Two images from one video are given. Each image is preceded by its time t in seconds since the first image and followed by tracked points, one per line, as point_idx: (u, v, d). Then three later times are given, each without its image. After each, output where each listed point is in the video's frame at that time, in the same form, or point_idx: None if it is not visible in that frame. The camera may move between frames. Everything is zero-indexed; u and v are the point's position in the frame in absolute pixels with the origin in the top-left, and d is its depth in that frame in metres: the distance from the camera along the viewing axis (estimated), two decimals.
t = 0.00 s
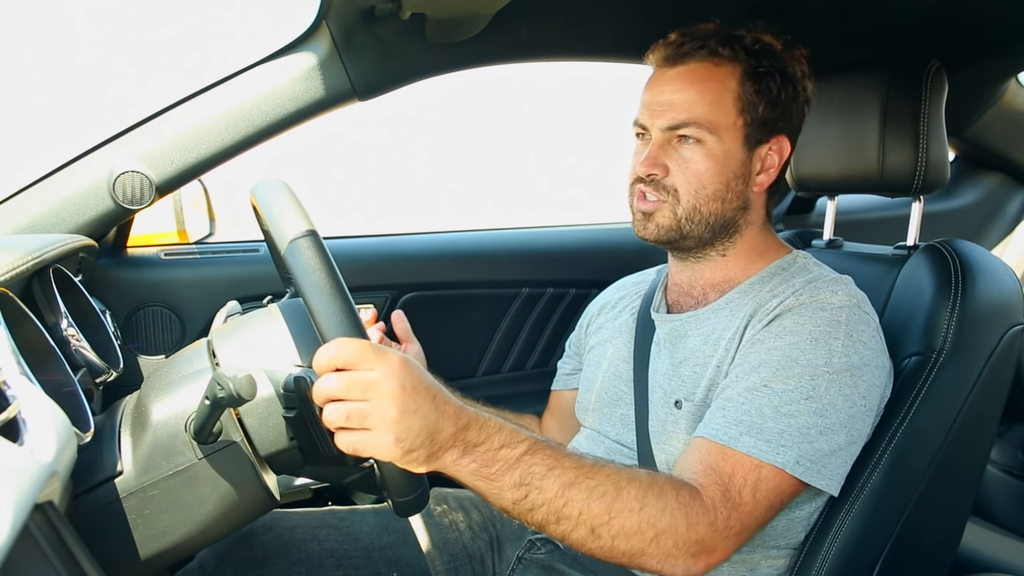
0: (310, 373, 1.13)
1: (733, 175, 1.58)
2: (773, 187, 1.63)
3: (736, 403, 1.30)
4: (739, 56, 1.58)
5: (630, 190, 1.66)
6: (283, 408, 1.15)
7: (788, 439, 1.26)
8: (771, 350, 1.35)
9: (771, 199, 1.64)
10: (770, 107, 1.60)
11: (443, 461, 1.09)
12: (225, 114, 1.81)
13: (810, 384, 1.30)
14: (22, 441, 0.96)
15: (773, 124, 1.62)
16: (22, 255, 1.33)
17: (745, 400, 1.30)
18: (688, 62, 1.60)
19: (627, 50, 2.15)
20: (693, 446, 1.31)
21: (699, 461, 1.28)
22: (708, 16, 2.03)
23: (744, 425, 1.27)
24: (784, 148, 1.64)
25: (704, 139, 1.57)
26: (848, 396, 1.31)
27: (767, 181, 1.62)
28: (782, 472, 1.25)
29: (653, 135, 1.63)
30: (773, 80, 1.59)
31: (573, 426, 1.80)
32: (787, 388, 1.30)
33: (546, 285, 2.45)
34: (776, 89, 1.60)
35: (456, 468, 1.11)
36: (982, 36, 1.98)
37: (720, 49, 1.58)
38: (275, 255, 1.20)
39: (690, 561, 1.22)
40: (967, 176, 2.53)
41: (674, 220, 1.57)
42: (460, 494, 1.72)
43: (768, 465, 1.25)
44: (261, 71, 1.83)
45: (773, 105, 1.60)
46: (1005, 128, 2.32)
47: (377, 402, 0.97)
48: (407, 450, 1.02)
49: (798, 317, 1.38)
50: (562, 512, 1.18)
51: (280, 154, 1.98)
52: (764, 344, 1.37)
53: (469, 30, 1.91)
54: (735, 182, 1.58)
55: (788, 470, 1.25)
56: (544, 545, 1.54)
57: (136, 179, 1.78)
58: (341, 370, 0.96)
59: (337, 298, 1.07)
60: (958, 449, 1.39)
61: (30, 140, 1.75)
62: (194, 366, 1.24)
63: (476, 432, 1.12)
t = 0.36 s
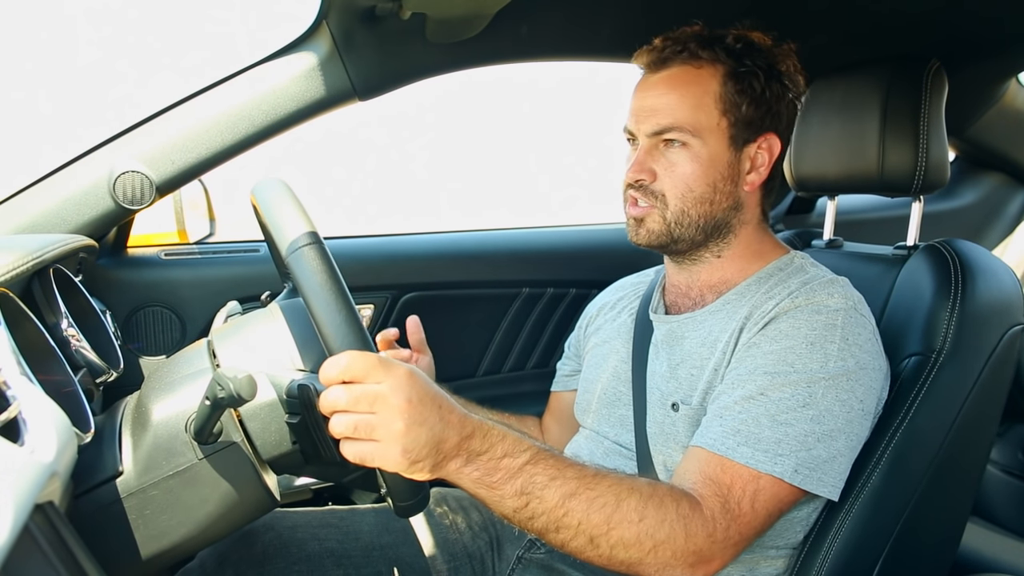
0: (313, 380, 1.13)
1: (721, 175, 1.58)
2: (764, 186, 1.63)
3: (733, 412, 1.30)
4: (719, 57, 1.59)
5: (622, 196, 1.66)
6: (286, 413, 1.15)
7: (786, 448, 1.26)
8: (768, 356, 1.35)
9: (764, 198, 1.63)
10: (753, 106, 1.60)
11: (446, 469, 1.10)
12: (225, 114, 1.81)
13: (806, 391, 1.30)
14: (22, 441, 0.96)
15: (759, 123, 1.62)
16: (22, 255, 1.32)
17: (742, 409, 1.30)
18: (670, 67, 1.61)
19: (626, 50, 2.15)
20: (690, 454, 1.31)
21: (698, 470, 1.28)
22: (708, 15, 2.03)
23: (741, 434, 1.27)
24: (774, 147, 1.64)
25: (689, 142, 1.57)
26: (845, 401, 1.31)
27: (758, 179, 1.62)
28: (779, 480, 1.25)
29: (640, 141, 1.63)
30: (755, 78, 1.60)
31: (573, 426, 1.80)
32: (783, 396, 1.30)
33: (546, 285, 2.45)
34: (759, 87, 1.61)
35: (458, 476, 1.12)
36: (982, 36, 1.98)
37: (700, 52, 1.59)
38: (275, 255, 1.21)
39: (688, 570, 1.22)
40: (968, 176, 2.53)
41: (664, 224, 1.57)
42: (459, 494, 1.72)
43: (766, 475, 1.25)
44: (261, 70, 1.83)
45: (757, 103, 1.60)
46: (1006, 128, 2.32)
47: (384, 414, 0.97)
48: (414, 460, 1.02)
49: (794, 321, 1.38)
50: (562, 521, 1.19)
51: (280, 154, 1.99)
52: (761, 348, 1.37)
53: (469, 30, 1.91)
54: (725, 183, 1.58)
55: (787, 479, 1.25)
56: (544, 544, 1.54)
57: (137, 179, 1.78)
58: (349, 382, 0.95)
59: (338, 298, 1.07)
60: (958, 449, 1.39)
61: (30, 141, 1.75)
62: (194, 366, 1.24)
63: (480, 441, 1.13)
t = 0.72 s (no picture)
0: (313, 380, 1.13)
1: (709, 169, 1.60)
2: (755, 182, 1.63)
3: (729, 412, 1.30)
4: (708, 55, 1.62)
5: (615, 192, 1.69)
6: (287, 413, 1.15)
7: (782, 447, 1.26)
8: (763, 355, 1.35)
9: (759, 198, 1.64)
10: (741, 102, 1.62)
11: (447, 469, 1.10)
12: (225, 114, 1.81)
13: (801, 390, 1.30)
14: (24, 440, 0.96)
15: (748, 119, 1.63)
16: (23, 254, 1.30)
17: (738, 408, 1.30)
18: (661, 64, 1.66)
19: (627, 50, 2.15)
20: (687, 454, 1.31)
21: (697, 470, 1.28)
22: (708, 15, 2.03)
23: (737, 434, 1.27)
24: (763, 143, 1.65)
25: (677, 136, 1.60)
26: (840, 399, 1.31)
27: (747, 175, 1.62)
28: (776, 479, 1.25)
29: (631, 136, 1.67)
30: (743, 75, 1.63)
31: (574, 424, 1.80)
32: (778, 395, 1.30)
33: (547, 285, 2.45)
34: (748, 84, 1.63)
35: (459, 476, 1.12)
36: (982, 36, 1.98)
37: (689, 50, 1.63)
38: (276, 255, 1.21)
39: (687, 569, 1.22)
40: (969, 176, 2.53)
41: (652, 215, 1.59)
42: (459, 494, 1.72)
43: (762, 474, 1.25)
44: (262, 70, 1.83)
45: (745, 99, 1.63)
46: (1006, 128, 2.32)
47: (386, 414, 0.97)
48: (415, 460, 1.02)
49: (789, 319, 1.38)
50: (561, 521, 1.19)
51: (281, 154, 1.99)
52: (756, 347, 1.37)
53: (470, 29, 1.91)
54: (713, 177, 1.59)
55: (783, 478, 1.25)
56: (544, 544, 1.55)
57: (137, 179, 1.78)
58: (350, 382, 0.95)
59: (337, 297, 1.07)
60: (958, 449, 1.39)
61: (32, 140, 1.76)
62: (195, 366, 1.25)
63: (480, 441, 1.13)
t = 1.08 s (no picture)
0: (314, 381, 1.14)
1: (697, 160, 1.60)
2: (747, 174, 1.63)
3: (731, 411, 1.30)
4: (696, 50, 1.65)
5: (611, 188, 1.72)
6: (287, 414, 1.15)
7: (784, 446, 1.26)
8: (764, 355, 1.35)
9: (759, 197, 1.64)
10: (728, 94, 1.63)
11: (447, 470, 1.10)
12: (225, 114, 1.81)
13: (803, 389, 1.30)
14: (24, 440, 0.96)
15: (737, 111, 1.63)
16: (23, 254, 1.29)
17: (740, 408, 1.30)
18: (653, 61, 1.69)
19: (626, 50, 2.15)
20: (689, 454, 1.31)
21: (698, 469, 1.28)
22: (708, 15, 2.03)
23: (739, 433, 1.27)
24: (754, 135, 1.64)
25: (665, 127, 1.62)
26: (842, 398, 1.31)
27: (737, 168, 1.61)
28: (778, 478, 1.25)
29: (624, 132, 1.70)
30: (731, 68, 1.64)
31: (574, 424, 1.81)
32: (780, 394, 1.30)
33: (547, 285, 2.45)
34: (735, 76, 1.64)
35: (459, 477, 1.12)
36: (982, 35, 1.98)
37: (678, 46, 1.67)
38: (276, 256, 1.21)
39: (689, 569, 1.22)
40: (969, 176, 2.53)
41: (640, 205, 1.61)
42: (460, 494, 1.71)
43: (765, 473, 1.25)
44: (261, 70, 1.83)
45: (733, 92, 1.63)
46: (1006, 128, 2.32)
47: (387, 415, 0.97)
48: (415, 461, 1.02)
49: (790, 319, 1.38)
50: (563, 521, 1.19)
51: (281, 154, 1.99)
52: (757, 347, 1.37)
53: (470, 29, 1.91)
54: (701, 167, 1.60)
55: (786, 477, 1.25)
56: (544, 544, 1.55)
57: (137, 179, 1.78)
58: (351, 384, 0.95)
59: (337, 297, 1.07)
60: (959, 449, 1.39)
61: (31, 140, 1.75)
62: (195, 366, 1.25)
63: (480, 442, 1.13)
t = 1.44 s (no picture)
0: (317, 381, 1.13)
1: (701, 155, 1.62)
2: (750, 170, 1.63)
3: (733, 405, 1.30)
4: (704, 49, 1.66)
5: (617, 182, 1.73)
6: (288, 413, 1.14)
7: (786, 440, 1.26)
8: (767, 348, 1.35)
9: (761, 194, 1.64)
10: (734, 90, 1.63)
11: (448, 470, 1.09)
12: (226, 113, 1.81)
13: (806, 384, 1.30)
14: (25, 440, 0.97)
15: (742, 107, 1.64)
16: (25, 253, 1.29)
17: (742, 402, 1.30)
18: (661, 58, 1.71)
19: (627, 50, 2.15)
20: (690, 448, 1.31)
21: (699, 465, 1.27)
22: (709, 15, 2.03)
23: (741, 427, 1.27)
24: (758, 132, 1.64)
25: (670, 122, 1.63)
26: (844, 393, 1.31)
27: (740, 163, 1.62)
28: (780, 473, 1.25)
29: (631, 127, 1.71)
30: (737, 65, 1.65)
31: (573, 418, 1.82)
32: (783, 389, 1.30)
33: (547, 285, 2.45)
34: (740, 74, 1.64)
35: (460, 476, 1.12)
36: (983, 36, 1.98)
37: (685, 44, 1.68)
38: (278, 256, 1.21)
39: (692, 564, 1.22)
40: (969, 176, 2.53)
41: (643, 199, 1.63)
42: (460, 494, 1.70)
43: (766, 468, 1.25)
44: (262, 70, 1.83)
45: (739, 88, 1.64)
46: (1008, 128, 2.32)
47: (387, 415, 0.97)
48: (415, 461, 1.02)
49: (792, 313, 1.38)
50: (565, 517, 1.18)
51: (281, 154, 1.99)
52: (760, 341, 1.37)
53: (470, 30, 1.91)
54: (704, 162, 1.61)
55: (788, 471, 1.25)
56: (544, 544, 1.55)
57: (138, 179, 1.78)
58: (351, 383, 0.96)
59: (338, 297, 1.07)
60: (959, 449, 1.39)
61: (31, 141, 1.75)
62: (196, 366, 1.25)
63: (481, 441, 1.12)
